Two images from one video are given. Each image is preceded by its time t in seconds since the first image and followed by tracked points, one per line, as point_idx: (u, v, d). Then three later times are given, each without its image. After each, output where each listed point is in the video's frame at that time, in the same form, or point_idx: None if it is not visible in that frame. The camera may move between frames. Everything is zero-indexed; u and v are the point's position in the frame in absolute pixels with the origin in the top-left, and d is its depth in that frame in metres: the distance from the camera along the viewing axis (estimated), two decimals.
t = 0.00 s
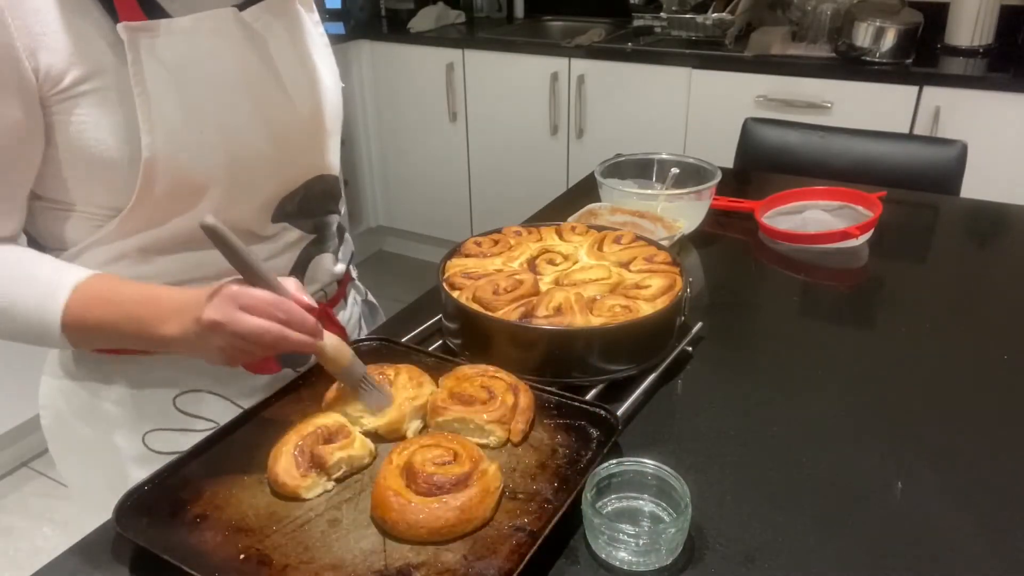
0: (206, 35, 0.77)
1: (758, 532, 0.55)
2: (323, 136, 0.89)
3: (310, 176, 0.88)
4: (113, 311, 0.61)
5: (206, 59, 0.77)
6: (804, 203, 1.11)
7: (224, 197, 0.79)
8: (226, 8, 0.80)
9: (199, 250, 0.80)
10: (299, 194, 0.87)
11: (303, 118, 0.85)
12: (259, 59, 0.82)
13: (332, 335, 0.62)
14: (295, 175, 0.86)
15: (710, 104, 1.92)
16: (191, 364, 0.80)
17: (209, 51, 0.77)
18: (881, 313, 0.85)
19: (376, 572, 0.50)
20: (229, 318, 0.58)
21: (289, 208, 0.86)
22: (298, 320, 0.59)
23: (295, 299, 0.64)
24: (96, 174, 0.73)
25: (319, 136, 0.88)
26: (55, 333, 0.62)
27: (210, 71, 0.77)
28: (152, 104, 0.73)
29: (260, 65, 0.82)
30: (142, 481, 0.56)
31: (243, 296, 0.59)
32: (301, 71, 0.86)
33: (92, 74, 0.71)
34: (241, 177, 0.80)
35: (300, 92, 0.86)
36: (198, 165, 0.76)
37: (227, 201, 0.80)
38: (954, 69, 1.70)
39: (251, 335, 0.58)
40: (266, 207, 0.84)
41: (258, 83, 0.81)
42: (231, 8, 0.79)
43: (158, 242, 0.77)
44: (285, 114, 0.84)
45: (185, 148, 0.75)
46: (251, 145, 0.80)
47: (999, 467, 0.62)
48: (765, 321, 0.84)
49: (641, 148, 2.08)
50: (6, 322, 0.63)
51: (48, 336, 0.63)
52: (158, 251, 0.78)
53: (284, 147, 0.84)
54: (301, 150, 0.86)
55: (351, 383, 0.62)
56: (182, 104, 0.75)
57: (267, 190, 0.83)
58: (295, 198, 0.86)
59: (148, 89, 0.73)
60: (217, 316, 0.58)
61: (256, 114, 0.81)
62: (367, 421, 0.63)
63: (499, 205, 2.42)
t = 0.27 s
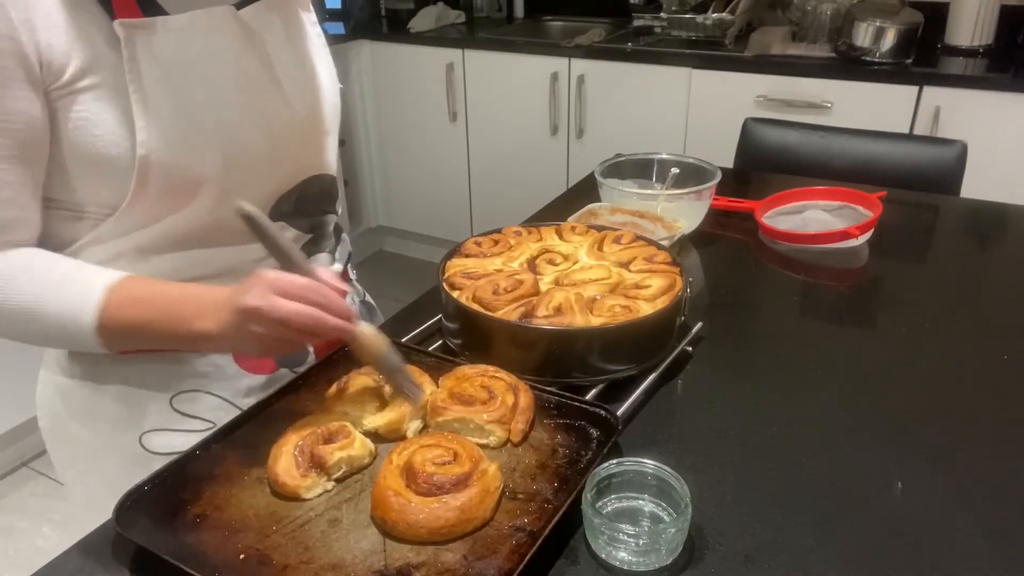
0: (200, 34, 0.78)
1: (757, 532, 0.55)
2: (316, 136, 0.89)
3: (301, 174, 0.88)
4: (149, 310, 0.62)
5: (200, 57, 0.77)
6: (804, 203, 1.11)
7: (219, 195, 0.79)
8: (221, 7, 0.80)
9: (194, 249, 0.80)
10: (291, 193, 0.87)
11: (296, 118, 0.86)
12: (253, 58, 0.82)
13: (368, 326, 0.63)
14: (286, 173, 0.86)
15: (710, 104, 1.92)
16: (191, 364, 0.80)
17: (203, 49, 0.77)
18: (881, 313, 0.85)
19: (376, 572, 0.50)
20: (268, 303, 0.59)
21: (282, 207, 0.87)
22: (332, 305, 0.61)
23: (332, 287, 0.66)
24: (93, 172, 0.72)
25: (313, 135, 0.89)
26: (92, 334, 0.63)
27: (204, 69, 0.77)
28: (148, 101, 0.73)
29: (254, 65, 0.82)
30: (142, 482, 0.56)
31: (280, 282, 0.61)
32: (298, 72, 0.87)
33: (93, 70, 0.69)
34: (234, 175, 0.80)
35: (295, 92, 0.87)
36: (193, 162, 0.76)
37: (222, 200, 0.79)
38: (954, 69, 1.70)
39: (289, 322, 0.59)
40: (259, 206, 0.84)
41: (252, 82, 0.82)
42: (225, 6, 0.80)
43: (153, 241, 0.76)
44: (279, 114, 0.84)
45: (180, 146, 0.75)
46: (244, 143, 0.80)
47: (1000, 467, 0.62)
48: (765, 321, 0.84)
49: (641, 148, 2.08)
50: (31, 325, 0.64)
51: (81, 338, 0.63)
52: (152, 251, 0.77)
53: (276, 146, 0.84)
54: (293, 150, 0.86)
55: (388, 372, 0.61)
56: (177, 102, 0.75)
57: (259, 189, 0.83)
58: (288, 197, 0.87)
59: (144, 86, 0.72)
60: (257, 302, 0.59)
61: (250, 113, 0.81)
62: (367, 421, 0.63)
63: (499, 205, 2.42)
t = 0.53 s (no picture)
0: (207, 33, 0.78)
1: (757, 532, 0.55)
2: (321, 138, 0.89)
3: (305, 175, 0.89)
4: (91, 295, 0.59)
5: (205, 56, 0.77)
6: (804, 203, 1.11)
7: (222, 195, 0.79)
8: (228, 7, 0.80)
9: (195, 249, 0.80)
10: (296, 194, 0.87)
11: (302, 119, 0.86)
12: (259, 59, 0.82)
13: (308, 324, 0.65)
14: (290, 174, 0.86)
15: (710, 104, 1.92)
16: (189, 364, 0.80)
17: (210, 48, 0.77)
18: (881, 313, 0.85)
19: (376, 572, 0.50)
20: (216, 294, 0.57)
21: (286, 208, 0.87)
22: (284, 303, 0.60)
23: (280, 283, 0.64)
24: (97, 170, 0.72)
25: (318, 136, 0.89)
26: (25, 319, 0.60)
27: (210, 68, 0.77)
28: (154, 100, 0.73)
29: (260, 66, 0.82)
30: (143, 482, 0.56)
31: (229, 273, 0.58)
32: (304, 73, 0.87)
33: (97, 68, 0.70)
34: (238, 175, 0.80)
35: (302, 94, 0.87)
36: (195, 162, 0.76)
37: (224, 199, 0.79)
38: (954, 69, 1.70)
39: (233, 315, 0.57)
40: (262, 206, 0.84)
41: (257, 83, 0.82)
42: (230, 6, 0.80)
43: (154, 240, 0.77)
44: (285, 115, 0.84)
45: (184, 145, 0.75)
46: (249, 144, 0.80)
47: (1000, 467, 0.62)
48: (765, 321, 0.84)
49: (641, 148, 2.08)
50: None
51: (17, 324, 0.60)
52: (154, 249, 0.78)
53: (281, 147, 0.84)
54: (297, 151, 0.86)
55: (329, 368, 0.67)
56: (183, 101, 0.75)
57: (263, 189, 0.84)
58: (292, 197, 0.87)
59: (151, 85, 0.72)
60: (202, 292, 0.57)
61: (255, 113, 0.81)
62: (367, 421, 0.63)
63: (499, 205, 2.42)
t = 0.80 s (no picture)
0: (200, 34, 0.78)
1: (757, 532, 0.55)
2: (318, 140, 0.89)
3: (303, 177, 0.88)
4: (60, 313, 0.56)
5: (199, 57, 0.77)
6: (804, 203, 1.11)
7: (216, 196, 0.79)
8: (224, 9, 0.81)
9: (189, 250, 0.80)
10: (292, 196, 0.87)
11: (298, 120, 0.86)
12: (254, 60, 0.82)
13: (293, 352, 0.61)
14: (288, 175, 0.86)
15: (710, 104, 1.92)
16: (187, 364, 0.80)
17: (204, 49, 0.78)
18: (881, 313, 0.85)
19: (376, 572, 0.50)
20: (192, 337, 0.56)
21: (282, 209, 0.86)
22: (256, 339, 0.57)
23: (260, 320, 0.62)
24: (88, 170, 0.73)
25: (314, 137, 0.88)
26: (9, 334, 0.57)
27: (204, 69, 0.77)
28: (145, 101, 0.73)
29: (256, 67, 0.82)
30: (142, 482, 0.56)
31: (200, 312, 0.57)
32: (298, 74, 0.87)
33: (89, 69, 0.70)
34: (234, 176, 0.80)
35: (297, 95, 0.86)
36: (189, 163, 0.76)
37: (219, 200, 0.79)
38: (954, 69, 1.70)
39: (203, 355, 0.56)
40: (258, 207, 0.84)
41: (254, 84, 0.81)
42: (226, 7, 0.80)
43: (148, 241, 0.77)
44: (280, 116, 0.84)
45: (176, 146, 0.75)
46: (244, 145, 0.80)
47: (999, 467, 0.62)
48: (765, 321, 0.84)
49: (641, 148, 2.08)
50: None
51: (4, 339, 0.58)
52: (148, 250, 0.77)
53: (278, 148, 0.84)
54: (294, 152, 0.86)
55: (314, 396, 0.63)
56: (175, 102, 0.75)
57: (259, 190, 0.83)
58: (288, 199, 0.86)
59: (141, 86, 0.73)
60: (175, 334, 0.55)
61: (251, 114, 0.81)
62: (367, 421, 0.63)
63: (499, 205, 2.42)
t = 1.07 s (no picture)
0: (191, 35, 0.78)
1: (756, 532, 0.55)
2: (313, 140, 0.89)
3: (298, 178, 0.88)
4: (57, 303, 0.58)
5: (191, 58, 0.77)
6: (804, 203, 1.11)
7: (209, 198, 0.79)
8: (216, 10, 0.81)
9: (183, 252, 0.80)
10: (286, 197, 0.87)
11: (291, 121, 0.86)
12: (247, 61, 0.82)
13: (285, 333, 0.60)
14: (281, 176, 0.86)
15: (710, 104, 1.92)
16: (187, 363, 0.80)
17: (196, 50, 0.78)
18: (881, 313, 0.85)
19: (376, 572, 0.50)
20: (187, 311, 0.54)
21: (277, 211, 0.87)
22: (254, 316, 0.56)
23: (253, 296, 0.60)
24: (80, 173, 0.73)
25: (309, 138, 0.88)
26: None
27: (196, 71, 0.78)
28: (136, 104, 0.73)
29: (249, 67, 0.82)
30: (142, 482, 0.56)
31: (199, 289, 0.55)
32: (291, 75, 0.88)
33: (77, 72, 0.71)
34: (227, 178, 0.80)
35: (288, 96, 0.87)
36: (181, 165, 0.76)
37: (212, 202, 0.80)
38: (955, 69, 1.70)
39: (203, 331, 0.55)
40: (253, 209, 0.84)
41: (247, 85, 0.81)
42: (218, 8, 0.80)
43: (142, 244, 0.77)
44: (273, 117, 0.84)
45: (168, 148, 0.75)
46: (237, 146, 0.80)
47: (999, 468, 0.62)
48: (765, 321, 0.84)
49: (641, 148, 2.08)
50: None
51: None
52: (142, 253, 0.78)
53: (271, 149, 0.84)
54: (288, 153, 0.86)
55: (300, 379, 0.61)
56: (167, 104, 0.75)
57: (253, 191, 0.83)
58: (282, 201, 0.87)
59: (132, 88, 0.73)
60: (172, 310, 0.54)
61: (243, 115, 0.81)
62: (367, 421, 0.63)
63: (499, 205, 2.42)
